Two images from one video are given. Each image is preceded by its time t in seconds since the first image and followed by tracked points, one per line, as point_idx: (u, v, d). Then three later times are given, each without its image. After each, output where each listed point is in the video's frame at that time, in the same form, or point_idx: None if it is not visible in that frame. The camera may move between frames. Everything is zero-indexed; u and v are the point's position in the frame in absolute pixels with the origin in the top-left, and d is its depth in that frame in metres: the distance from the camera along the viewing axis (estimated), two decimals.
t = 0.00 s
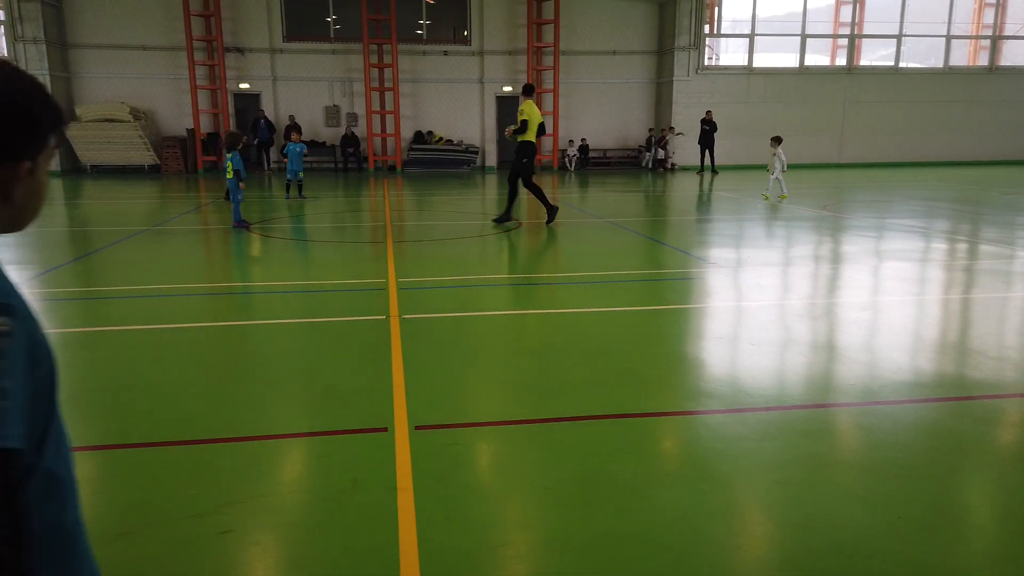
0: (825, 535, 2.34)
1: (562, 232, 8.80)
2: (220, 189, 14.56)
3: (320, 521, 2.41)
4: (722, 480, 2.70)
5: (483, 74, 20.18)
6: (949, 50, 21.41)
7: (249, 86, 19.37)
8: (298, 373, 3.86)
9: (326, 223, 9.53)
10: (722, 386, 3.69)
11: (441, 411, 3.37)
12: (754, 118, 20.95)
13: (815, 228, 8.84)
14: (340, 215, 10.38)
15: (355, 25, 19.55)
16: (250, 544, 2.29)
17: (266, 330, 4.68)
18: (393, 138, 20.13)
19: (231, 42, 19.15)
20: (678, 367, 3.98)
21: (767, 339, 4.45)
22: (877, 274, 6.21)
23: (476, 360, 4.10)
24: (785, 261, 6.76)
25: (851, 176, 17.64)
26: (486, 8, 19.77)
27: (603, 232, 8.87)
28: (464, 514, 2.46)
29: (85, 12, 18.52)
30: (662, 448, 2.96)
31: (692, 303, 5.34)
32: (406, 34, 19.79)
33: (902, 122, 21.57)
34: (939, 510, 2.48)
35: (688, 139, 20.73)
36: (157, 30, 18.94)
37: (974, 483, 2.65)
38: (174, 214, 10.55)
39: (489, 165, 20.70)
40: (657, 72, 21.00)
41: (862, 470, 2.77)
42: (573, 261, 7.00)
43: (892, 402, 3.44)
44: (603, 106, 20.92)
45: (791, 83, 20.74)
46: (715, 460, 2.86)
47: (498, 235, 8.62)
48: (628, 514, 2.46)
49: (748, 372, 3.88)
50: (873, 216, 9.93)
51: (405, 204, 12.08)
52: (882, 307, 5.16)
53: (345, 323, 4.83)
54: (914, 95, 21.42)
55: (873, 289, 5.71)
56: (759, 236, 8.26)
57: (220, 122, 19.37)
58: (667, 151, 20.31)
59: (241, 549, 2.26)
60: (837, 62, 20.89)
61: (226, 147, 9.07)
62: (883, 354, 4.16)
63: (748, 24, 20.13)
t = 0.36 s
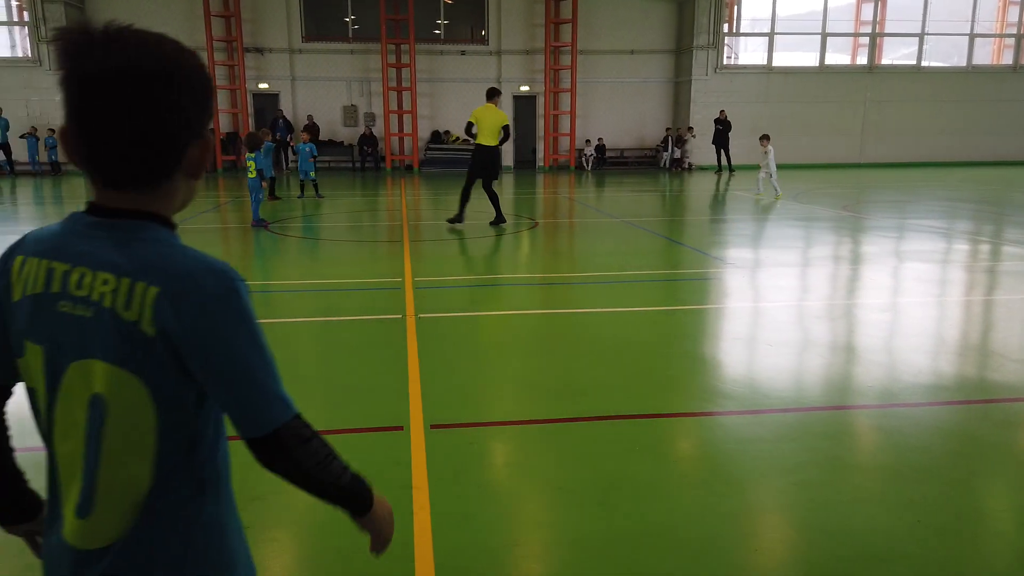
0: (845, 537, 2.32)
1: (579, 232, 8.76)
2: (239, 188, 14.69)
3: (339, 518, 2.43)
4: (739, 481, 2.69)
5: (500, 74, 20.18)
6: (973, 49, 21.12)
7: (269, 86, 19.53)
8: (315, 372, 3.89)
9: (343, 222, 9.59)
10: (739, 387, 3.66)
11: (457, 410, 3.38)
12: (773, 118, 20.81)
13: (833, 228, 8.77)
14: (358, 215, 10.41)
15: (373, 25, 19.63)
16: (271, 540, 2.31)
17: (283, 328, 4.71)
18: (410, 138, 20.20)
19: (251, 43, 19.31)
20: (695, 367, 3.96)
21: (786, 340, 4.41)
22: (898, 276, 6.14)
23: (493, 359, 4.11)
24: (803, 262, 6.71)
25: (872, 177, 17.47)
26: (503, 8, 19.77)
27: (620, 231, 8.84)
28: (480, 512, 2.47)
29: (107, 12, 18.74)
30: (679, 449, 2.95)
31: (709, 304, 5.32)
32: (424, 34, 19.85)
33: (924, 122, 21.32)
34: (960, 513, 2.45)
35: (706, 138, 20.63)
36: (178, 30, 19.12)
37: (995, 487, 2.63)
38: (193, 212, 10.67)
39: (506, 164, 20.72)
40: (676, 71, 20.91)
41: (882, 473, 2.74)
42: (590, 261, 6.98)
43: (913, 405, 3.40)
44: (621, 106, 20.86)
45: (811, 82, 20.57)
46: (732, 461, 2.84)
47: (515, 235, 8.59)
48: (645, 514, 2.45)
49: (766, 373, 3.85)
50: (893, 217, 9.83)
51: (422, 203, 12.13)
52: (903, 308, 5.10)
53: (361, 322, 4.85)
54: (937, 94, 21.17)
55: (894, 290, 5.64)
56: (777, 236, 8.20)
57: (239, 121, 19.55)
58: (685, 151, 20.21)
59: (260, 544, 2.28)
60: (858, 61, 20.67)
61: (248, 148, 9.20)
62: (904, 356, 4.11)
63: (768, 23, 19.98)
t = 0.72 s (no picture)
0: (859, 539, 2.31)
1: (591, 232, 8.74)
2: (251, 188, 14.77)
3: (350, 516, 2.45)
4: (749, 483, 2.67)
5: (511, 74, 20.18)
6: (989, 48, 20.93)
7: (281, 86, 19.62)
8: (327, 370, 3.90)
9: (355, 222, 9.61)
10: (750, 388, 3.65)
11: (468, 410, 3.38)
12: (785, 118, 20.73)
13: (847, 228, 8.72)
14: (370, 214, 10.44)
15: (385, 25, 19.69)
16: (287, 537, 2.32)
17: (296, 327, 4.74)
18: (422, 138, 20.25)
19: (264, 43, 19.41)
20: (708, 368, 3.95)
21: (799, 341, 4.39)
22: (910, 276, 6.10)
23: (503, 359, 4.10)
24: (816, 262, 6.67)
25: (885, 177, 17.37)
26: (515, 8, 19.77)
27: (631, 232, 8.83)
28: (489, 512, 2.47)
29: (121, 13, 18.88)
30: (688, 449, 2.94)
31: (721, 304, 5.29)
32: (435, 34, 19.87)
33: (938, 121, 21.15)
34: (974, 517, 2.43)
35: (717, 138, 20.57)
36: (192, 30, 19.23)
37: (1008, 491, 2.60)
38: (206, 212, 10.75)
39: (516, 164, 20.73)
40: (688, 71, 20.84)
41: (893, 476, 2.72)
42: (601, 261, 6.97)
43: (925, 407, 3.37)
44: (632, 105, 20.80)
45: (823, 82, 20.45)
46: (742, 463, 2.82)
47: (526, 235, 8.58)
48: (656, 515, 2.44)
49: (776, 374, 3.83)
50: (907, 217, 9.78)
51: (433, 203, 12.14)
52: (917, 310, 5.06)
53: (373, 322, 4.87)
54: (952, 94, 20.99)
55: (908, 291, 5.59)
56: (789, 236, 8.16)
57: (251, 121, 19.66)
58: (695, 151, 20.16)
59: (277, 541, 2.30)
60: (871, 60, 20.52)
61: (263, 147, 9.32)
62: (916, 357, 4.09)
63: (780, 22, 19.88)
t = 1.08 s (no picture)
0: (872, 542, 2.29)
1: (599, 233, 8.71)
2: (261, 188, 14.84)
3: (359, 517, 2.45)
4: (761, 485, 2.66)
5: (520, 74, 20.17)
6: (1001, 48, 20.77)
7: (290, 86, 19.67)
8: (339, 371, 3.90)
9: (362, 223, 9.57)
10: (761, 389, 3.63)
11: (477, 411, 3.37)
12: (795, 118, 20.66)
13: (856, 229, 8.69)
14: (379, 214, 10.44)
15: (394, 26, 19.72)
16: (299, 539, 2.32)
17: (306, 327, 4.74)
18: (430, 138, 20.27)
19: (274, 43, 19.47)
20: (720, 369, 3.93)
21: (809, 342, 4.37)
22: (920, 277, 6.06)
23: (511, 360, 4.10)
24: (826, 263, 6.63)
25: (895, 177, 17.29)
26: (524, 8, 19.75)
27: (640, 232, 8.82)
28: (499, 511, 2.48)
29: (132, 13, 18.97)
30: (699, 451, 2.93)
31: (731, 305, 5.27)
32: (445, 34, 19.88)
33: (950, 121, 21.01)
34: (987, 519, 2.41)
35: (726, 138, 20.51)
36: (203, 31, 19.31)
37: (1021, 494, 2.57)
38: (215, 211, 10.79)
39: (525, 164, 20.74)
40: (697, 70, 20.77)
41: (904, 478, 2.70)
42: (610, 261, 6.96)
43: (936, 409, 3.35)
44: (641, 105, 20.75)
45: (834, 81, 20.36)
46: (753, 464, 2.82)
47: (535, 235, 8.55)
48: (671, 516, 2.44)
49: (786, 375, 3.81)
50: (917, 218, 9.73)
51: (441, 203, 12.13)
52: (927, 311, 5.03)
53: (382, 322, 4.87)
54: (964, 94, 20.84)
55: (920, 292, 5.54)
56: (798, 237, 8.13)
57: (261, 121, 19.73)
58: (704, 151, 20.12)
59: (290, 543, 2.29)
60: (882, 60, 20.40)
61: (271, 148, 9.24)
62: (927, 358, 4.06)
63: (791, 22, 19.80)
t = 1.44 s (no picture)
0: (877, 543, 2.28)
1: (606, 233, 8.71)
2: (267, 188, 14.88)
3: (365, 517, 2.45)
4: (767, 486, 2.65)
5: (527, 74, 20.16)
6: (1011, 47, 20.65)
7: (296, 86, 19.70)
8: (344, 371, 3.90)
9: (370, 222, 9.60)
10: (767, 390, 3.62)
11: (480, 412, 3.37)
12: (803, 118, 20.59)
13: (864, 229, 8.66)
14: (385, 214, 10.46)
15: (401, 26, 19.74)
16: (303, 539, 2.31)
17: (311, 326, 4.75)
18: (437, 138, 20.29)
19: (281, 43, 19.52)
20: (724, 369, 3.93)
21: (816, 343, 4.35)
22: (929, 278, 6.04)
23: (515, 360, 4.10)
24: (833, 263, 6.63)
25: (903, 177, 17.26)
26: (531, 8, 19.75)
27: (645, 232, 8.81)
28: (504, 510, 2.48)
29: (140, 13, 19.05)
30: (703, 451, 2.92)
31: (738, 305, 5.26)
32: (451, 34, 19.89)
33: (959, 121, 20.91)
34: (993, 521, 2.40)
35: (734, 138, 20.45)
36: (210, 31, 19.37)
37: None
38: (223, 211, 10.81)
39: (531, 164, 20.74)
40: (704, 70, 20.72)
41: (911, 479, 2.69)
42: (616, 261, 6.96)
43: (943, 410, 3.34)
44: (648, 106, 20.73)
45: (842, 81, 20.28)
46: (758, 465, 2.81)
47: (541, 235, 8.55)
48: (673, 516, 2.43)
49: (793, 376, 3.80)
50: (926, 218, 9.69)
51: (447, 203, 12.14)
52: (935, 312, 5.01)
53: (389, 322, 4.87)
54: (973, 94, 20.73)
55: (927, 293, 5.52)
56: (805, 237, 8.11)
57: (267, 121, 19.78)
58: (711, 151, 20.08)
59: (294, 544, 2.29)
60: (891, 60, 20.32)
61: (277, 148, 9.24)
62: (935, 359, 4.05)
63: (799, 21, 19.73)
